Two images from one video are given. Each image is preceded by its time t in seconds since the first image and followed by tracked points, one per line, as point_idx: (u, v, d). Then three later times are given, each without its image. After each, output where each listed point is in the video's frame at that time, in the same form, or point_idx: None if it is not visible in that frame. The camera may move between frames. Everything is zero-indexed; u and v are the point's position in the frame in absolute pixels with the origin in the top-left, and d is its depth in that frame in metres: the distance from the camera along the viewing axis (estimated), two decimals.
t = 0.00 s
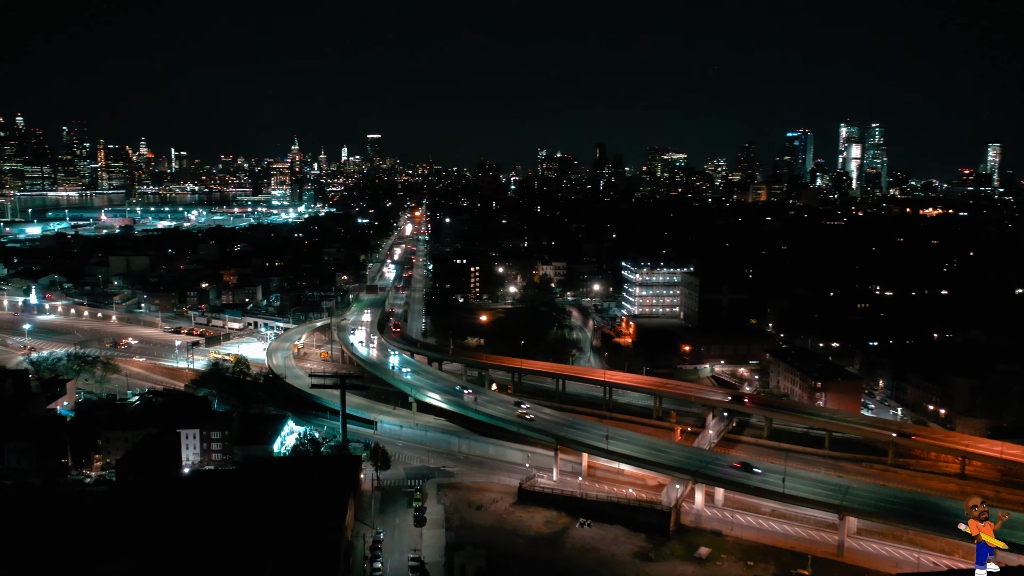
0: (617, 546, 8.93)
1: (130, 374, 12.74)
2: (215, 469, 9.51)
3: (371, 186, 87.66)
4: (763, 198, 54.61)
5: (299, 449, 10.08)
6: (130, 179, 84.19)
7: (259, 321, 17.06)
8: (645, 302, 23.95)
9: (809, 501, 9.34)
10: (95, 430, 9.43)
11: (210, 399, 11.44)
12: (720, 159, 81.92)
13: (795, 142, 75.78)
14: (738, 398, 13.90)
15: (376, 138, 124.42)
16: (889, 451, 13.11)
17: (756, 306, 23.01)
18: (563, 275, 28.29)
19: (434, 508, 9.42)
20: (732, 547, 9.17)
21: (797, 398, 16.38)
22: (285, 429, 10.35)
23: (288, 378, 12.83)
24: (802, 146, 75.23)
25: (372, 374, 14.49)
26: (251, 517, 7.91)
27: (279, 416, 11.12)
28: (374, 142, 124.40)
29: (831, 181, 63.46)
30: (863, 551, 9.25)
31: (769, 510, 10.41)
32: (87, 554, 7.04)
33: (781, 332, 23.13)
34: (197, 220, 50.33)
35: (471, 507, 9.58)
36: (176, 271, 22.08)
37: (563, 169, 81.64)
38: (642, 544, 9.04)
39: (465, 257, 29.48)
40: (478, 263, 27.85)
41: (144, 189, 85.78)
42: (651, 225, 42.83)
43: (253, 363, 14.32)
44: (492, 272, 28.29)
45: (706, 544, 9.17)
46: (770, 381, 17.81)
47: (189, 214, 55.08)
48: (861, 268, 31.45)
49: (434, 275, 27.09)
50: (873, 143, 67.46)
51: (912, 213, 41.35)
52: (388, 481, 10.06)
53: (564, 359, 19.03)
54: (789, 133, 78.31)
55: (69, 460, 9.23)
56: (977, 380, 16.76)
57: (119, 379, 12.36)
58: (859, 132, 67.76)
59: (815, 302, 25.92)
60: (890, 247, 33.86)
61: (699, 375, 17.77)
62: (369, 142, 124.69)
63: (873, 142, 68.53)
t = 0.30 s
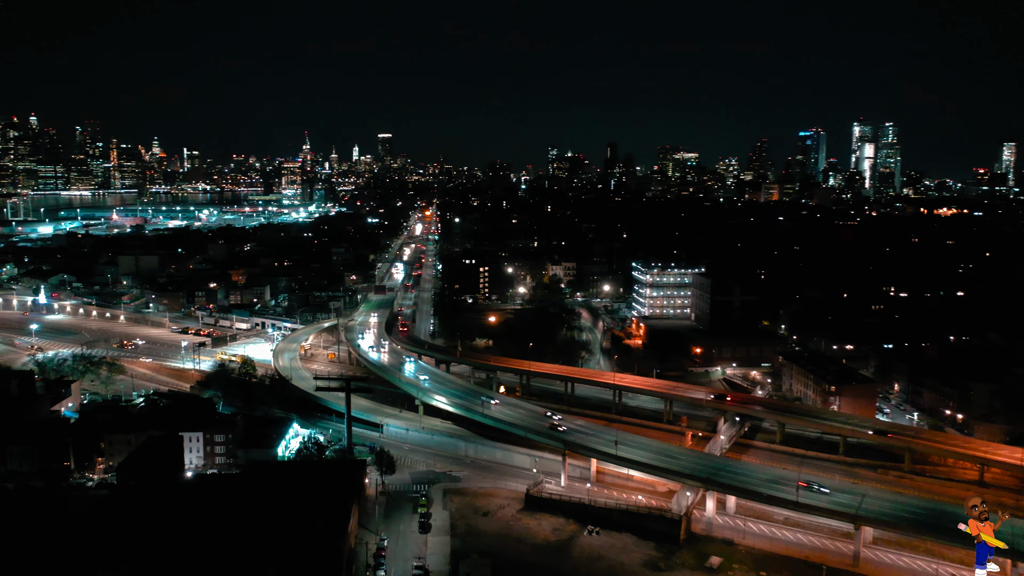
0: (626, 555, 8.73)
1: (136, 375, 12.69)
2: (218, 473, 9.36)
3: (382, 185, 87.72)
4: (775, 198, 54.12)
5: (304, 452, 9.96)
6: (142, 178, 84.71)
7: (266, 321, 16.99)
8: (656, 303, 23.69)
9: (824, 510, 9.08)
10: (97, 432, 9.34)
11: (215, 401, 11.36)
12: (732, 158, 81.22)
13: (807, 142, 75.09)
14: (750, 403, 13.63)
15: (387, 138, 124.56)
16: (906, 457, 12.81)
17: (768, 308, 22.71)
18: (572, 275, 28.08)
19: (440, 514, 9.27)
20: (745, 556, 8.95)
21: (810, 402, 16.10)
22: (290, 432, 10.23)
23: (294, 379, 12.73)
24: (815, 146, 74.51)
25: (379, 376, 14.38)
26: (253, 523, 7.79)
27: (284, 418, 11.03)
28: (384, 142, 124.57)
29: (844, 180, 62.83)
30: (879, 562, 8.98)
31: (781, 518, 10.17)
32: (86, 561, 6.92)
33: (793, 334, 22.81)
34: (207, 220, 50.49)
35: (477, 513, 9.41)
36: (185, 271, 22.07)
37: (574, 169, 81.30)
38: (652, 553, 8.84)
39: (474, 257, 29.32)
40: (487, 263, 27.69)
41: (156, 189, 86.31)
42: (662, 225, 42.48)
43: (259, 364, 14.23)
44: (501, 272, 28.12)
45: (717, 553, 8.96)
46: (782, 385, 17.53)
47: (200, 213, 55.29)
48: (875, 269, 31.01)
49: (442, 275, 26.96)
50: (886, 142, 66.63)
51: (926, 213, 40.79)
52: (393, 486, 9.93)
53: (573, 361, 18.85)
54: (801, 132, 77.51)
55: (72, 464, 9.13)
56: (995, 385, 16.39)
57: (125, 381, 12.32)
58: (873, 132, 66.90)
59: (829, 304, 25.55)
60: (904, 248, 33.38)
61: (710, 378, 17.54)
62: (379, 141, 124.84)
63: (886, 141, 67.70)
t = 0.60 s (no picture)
0: (636, 565, 8.53)
1: (143, 376, 12.64)
2: (222, 477, 9.33)
3: (392, 185, 87.81)
4: (787, 198, 53.62)
5: (309, 456, 9.86)
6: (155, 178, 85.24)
7: (274, 322, 16.91)
8: (667, 305, 23.44)
9: (839, 520, 8.82)
10: (101, 435, 9.24)
11: (221, 403, 11.29)
12: (744, 158, 80.56)
13: (820, 141, 74.38)
14: (763, 408, 13.36)
15: (398, 138, 124.72)
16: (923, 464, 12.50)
17: (781, 310, 22.38)
18: (583, 276, 27.87)
19: (446, 520, 9.12)
20: (757, 567, 8.73)
21: (824, 406, 15.81)
22: (296, 435, 10.11)
23: (300, 382, 12.64)
24: (827, 145, 73.77)
25: (386, 379, 14.26)
26: (255, 529, 7.67)
27: (290, 421, 10.93)
28: (395, 142, 124.74)
29: (857, 180, 62.13)
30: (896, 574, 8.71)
31: (796, 527, 9.92)
32: (84, 568, 6.80)
33: (807, 337, 22.47)
34: (218, 220, 50.66)
35: (484, 520, 9.26)
36: (194, 271, 22.06)
37: (585, 169, 80.93)
38: (662, 563, 8.63)
39: (484, 258, 29.18)
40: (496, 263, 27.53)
41: (169, 189, 86.92)
42: (673, 226, 42.17)
43: (266, 366, 14.13)
44: (511, 273, 27.96)
45: (729, 564, 8.74)
46: (796, 388, 17.24)
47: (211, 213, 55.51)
48: (890, 270, 30.55)
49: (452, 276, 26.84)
50: (900, 142, 65.76)
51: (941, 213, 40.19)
52: (399, 491, 9.79)
53: (583, 363, 18.65)
54: (814, 132, 76.77)
55: (76, 467, 9.05)
56: (1015, 390, 16.01)
57: (132, 382, 12.26)
58: (886, 131, 65.97)
59: (843, 306, 25.17)
60: (919, 249, 32.87)
61: (722, 381, 17.29)
62: (391, 141, 125.00)
63: (900, 140, 66.89)
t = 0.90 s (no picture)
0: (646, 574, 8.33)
1: (151, 378, 12.60)
2: (226, 481, 9.22)
3: (403, 185, 87.88)
4: (800, 198, 53.09)
5: (315, 460, 9.73)
6: (168, 178, 85.88)
7: (282, 323, 16.86)
8: (679, 306, 23.16)
9: (856, 530, 8.56)
10: (105, 438, 9.16)
11: (227, 406, 11.21)
12: (756, 158, 79.90)
13: (833, 141, 73.64)
14: (777, 412, 13.10)
15: (409, 138, 124.90)
16: (941, 471, 12.19)
17: (795, 312, 22.07)
18: (593, 277, 27.69)
19: (453, 527, 8.97)
20: None
21: (839, 411, 15.51)
22: (301, 439, 9.97)
23: (307, 383, 12.55)
24: (841, 145, 73.03)
25: (394, 381, 14.14)
26: (257, 535, 7.54)
27: (297, 424, 10.84)
28: (407, 142, 124.92)
29: (871, 180, 61.41)
30: None
31: (811, 536, 9.68)
32: None
33: (821, 340, 22.14)
34: (230, 220, 50.86)
35: (491, 527, 9.09)
36: (204, 271, 22.07)
37: (596, 169, 80.63)
38: (673, 572, 8.43)
39: (494, 258, 29.05)
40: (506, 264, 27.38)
41: (182, 188, 87.49)
42: (685, 226, 41.84)
43: (274, 368, 14.06)
44: (521, 273, 27.79)
45: (742, 574, 8.53)
46: (810, 393, 16.95)
47: (223, 213, 55.76)
48: (905, 272, 30.10)
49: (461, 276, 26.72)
50: (914, 142, 64.84)
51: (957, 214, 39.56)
52: (405, 496, 9.65)
53: (593, 366, 18.44)
54: (827, 132, 76.00)
55: (80, 470, 8.98)
56: None
57: (138, 383, 12.22)
58: (901, 131, 65.03)
59: (858, 308, 24.79)
60: (935, 250, 32.34)
61: (735, 385, 17.02)
62: (402, 141, 125.13)
63: (914, 140, 66.01)
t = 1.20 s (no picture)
0: None
1: (159, 380, 12.57)
2: (231, 485, 9.15)
3: (414, 186, 87.94)
4: (813, 199, 52.59)
5: (321, 464, 9.62)
6: (181, 178, 86.47)
7: (291, 324, 16.79)
8: (690, 309, 22.91)
9: (874, 541, 8.32)
10: (110, 441, 9.09)
11: (234, 409, 11.15)
12: (769, 158, 79.25)
13: (846, 142, 72.95)
14: (791, 417, 12.84)
15: (421, 138, 125.09)
16: (961, 479, 11.89)
17: (809, 315, 21.76)
18: (604, 278, 27.51)
19: (460, 534, 8.83)
20: None
21: (854, 416, 15.23)
22: (308, 443, 9.88)
23: (314, 386, 12.47)
24: (854, 145, 72.33)
25: (402, 384, 14.04)
26: (261, 542, 7.42)
27: (303, 427, 10.75)
28: (418, 143, 125.14)
29: (885, 180, 60.73)
30: None
31: (826, 545, 9.44)
32: None
33: (835, 343, 21.80)
34: (242, 221, 51.06)
35: (499, 534, 8.94)
36: (215, 272, 22.10)
37: (608, 169, 80.29)
38: None
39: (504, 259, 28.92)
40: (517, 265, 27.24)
41: (194, 189, 88.09)
42: (697, 227, 41.54)
43: (282, 370, 13.99)
44: (532, 275, 27.67)
45: None
46: (824, 397, 16.67)
47: (235, 214, 55.99)
48: (921, 274, 29.66)
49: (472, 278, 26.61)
50: (929, 142, 64.02)
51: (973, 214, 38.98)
52: (413, 502, 9.53)
53: (604, 369, 18.26)
54: (840, 132, 75.25)
55: (85, 473, 8.91)
56: None
57: (147, 385, 12.19)
58: (915, 131, 64.09)
59: (873, 310, 24.41)
60: (952, 251, 31.83)
61: (747, 390, 16.79)
62: (414, 141, 125.26)
63: (929, 140, 65.14)
